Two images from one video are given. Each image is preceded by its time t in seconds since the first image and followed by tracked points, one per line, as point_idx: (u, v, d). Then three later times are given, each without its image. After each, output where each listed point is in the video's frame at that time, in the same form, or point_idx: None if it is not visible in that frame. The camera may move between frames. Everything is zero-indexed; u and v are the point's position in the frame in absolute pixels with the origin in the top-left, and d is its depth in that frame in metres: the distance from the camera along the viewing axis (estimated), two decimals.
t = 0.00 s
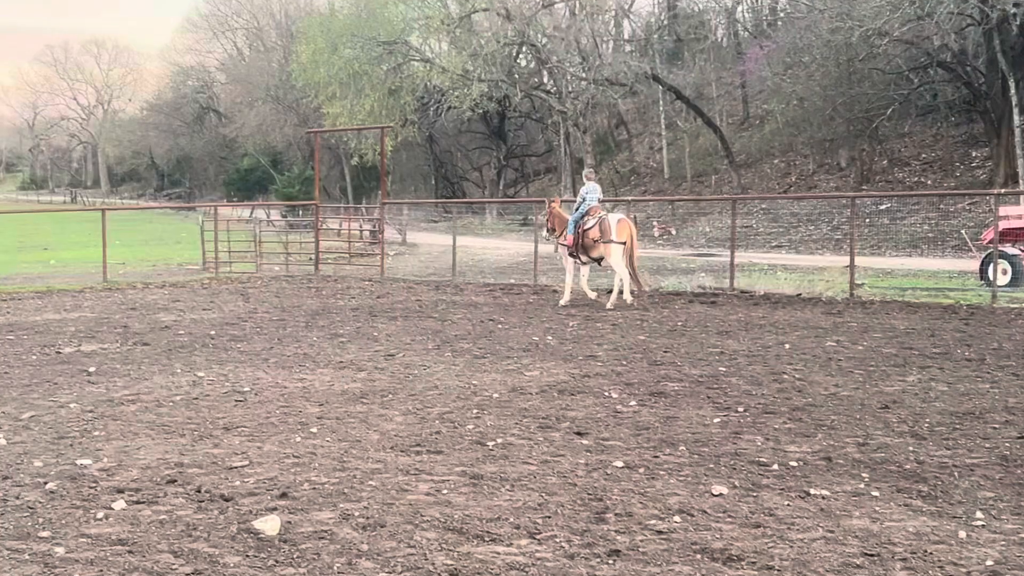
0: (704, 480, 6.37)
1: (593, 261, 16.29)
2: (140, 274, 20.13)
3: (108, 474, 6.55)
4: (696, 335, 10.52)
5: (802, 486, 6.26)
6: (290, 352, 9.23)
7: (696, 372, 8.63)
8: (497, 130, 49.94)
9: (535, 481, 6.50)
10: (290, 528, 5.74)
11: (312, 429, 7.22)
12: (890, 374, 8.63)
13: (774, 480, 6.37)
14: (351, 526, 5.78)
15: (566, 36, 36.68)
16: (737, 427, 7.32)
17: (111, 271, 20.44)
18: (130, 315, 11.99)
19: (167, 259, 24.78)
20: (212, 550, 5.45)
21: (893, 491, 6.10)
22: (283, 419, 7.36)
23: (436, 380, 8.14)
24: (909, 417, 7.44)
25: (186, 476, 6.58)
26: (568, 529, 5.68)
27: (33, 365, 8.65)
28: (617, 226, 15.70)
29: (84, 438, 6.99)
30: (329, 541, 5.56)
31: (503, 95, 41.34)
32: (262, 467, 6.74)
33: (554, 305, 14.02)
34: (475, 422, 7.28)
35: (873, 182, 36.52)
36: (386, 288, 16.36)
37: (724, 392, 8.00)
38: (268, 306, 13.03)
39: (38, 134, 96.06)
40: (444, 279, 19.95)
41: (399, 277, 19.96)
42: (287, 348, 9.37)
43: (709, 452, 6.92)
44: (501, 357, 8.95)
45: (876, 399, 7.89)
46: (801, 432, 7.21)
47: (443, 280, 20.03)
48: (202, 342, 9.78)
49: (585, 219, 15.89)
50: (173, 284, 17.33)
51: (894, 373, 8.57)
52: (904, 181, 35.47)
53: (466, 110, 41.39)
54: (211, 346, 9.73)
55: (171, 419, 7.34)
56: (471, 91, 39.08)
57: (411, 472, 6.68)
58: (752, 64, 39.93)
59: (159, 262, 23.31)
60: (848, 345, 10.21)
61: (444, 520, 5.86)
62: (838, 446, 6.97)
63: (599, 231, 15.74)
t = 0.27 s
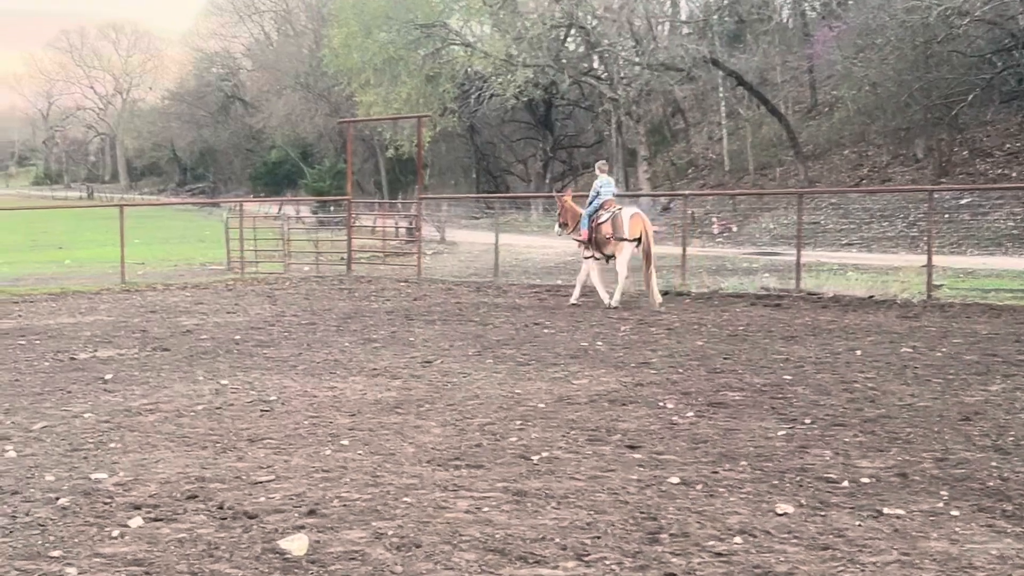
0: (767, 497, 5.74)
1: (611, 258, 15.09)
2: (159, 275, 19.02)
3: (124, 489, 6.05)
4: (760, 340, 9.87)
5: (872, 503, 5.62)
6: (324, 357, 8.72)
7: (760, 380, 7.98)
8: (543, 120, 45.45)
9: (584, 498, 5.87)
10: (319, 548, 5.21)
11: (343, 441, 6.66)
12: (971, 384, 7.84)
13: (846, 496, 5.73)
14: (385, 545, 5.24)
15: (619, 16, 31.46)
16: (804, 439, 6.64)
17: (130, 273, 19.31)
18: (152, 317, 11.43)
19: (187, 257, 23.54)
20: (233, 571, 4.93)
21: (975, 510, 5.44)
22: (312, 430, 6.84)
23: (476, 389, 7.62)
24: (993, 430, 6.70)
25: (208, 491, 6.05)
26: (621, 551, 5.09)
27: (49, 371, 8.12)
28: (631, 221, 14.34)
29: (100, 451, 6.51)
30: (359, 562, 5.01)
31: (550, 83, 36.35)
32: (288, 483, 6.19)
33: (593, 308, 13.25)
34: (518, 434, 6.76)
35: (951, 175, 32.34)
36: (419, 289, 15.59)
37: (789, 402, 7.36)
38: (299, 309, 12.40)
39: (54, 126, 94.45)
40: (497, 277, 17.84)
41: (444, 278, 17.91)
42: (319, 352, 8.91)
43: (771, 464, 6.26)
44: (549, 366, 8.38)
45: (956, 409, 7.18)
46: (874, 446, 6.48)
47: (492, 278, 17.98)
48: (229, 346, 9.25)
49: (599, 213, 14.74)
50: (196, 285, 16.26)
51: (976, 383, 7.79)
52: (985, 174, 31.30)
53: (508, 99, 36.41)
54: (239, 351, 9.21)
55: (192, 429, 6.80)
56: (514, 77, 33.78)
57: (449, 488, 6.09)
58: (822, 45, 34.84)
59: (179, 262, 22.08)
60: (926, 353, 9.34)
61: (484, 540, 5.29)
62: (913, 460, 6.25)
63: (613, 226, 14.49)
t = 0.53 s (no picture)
0: (817, 505, 5.60)
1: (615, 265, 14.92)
2: (201, 280, 18.79)
3: (166, 495, 5.99)
4: (808, 346, 9.67)
5: (927, 513, 5.46)
6: (365, 362, 8.63)
7: (808, 387, 7.83)
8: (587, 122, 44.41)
9: (629, 506, 5.75)
10: (361, 556, 5.13)
11: (385, 447, 6.58)
12: None
13: (897, 506, 5.57)
14: (428, 553, 5.15)
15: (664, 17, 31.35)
16: (853, 448, 6.50)
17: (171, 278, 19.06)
18: (192, 322, 11.37)
19: (228, 262, 23.23)
20: None
21: None
22: (353, 436, 6.76)
23: (520, 396, 7.53)
24: None
25: (249, 497, 5.98)
26: (668, 560, 4.98)
27: (89, 376, 8.06)
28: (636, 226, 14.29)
29: (141, 456, 6.45)
30: (402, 571, 4.92)
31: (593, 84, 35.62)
32: (330, 490, 6.10)
33: (626, 312, 13.09)
34: (563, 440, 6.66)
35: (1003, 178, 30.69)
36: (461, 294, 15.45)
37: (838, 409, 7.21)
38: (340, 314, 12.28)
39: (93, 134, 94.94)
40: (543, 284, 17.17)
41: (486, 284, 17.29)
42: (360, 357, 8.85)
43: (822, 473, 6.12)
44: (592, 372, 8.26)
45: (1010, 417, 7.00)
46: (926, 454, 6.31)
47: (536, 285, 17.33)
48: (269, 351, 9.18)
49: (605, 219, 14.62)
50: (236, 289, 16.00)
51: None
52: None
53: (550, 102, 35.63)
54: (280, 356, 9.15)
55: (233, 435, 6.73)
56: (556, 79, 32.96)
57: (491, 495, 5.99)
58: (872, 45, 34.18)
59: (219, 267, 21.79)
60: (979, 360, 9.10)
61: (528, 548, 5.20)
62: (966, 469, 6.11)
63: (619, 231, 14.37)
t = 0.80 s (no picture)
0: (867, 516, 5.55)
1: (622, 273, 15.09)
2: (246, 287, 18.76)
3: (215, 502, 6.03)
4: (856, 354, 9.60)
5: (980, 523, 5.39)
6: (411, 369, 8.64)
7: (856, 395, 7.78)
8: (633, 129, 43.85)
9: (676, 515, 5.72)
10: (408, 565, 5.12)
11: (432, 455, 6.59)
12: None
13: (948, 516, 5.51)
14: (476, 561, 5.14)
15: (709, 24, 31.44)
16: (903, 456, 6.45)
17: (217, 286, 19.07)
18: (238, 329, 11.43)
19: (271, 270, 23.24)
20: None
21: None
22: (400, 444, 6.77)
23: (566, 403, 7.53)
24: None
25: (298, 504, 6.00)
26: (718, 570, 4.94)
27: (137, 382, 8.12)
28: (644, 237, 14.38)
29: (189, 463, 6.49)
30: None
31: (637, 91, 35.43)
32: (378, 497, 6.11)
33: (663, 320, 13.00)
34: (610, 448, 6.64)
35: None
36: (506, 301, 15.43)
37: (887, 418, 7.15)
38: (385, 321, 12.27)
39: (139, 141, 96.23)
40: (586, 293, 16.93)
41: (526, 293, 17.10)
42: (406, 365, 8.87)
43: (872, 482, 6.06)
44: (638, 380, 8.24)
45: None
46: (977, 462, 6.25)
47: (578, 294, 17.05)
48: (316, 358, 9.23)
49: (613, 229, 14.72)
50: (281, 297, 15.97)
51: None
52: None
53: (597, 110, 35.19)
54: (326, 364, 9.19)
55: (279, 441, 6.77)
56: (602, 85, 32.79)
57: (539, 503, 5.98)
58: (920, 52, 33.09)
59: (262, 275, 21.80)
60: None
61: (575, 557, 5.17)
62: (1020, 477, 6.03)
63: (627, 242, 14.46)
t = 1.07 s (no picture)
0: (923, 526, 5.50)
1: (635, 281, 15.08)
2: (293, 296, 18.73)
3: (268, 509, 6.05)
4: (909, 363, 9.52)
5: None
6: (461, 378, 8.66)
7: (908, 405, 7.75)
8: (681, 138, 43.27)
9: (731, 524, 5.69)
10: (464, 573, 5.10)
11: (484, 463, 6.61)
12: None
13: (1006, 527, 5.44)
14: (530, 570, 5.12)
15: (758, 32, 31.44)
16: (959, 466, 6.41)
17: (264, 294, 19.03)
18: (287, 337, 11.49)
19: (316, 279, 23.23)
20: None
21: None
22: (451, 452, 6.79)
23: (617, 412, 7.54)
24: None
25: (350, 512, 6.01)
26: None
27: (190, 391, 8.19)
28: (656, 244, 14.50)
29: (242, 470, 6.53)
30: None
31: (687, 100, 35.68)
32: (430, 505, 6.12)
33: (704, 327, 12.93)
34: (662, 457, 6.64)
35: None
36: (554, 309, 15.43)
37: (941, 427, 7.11)
38: (434, 329, 12.25)
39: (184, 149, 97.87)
40: (643, 302, 16.93)
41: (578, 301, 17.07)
42: (456, 373, 8.90)
43: (926, 492, 6.02)
44: (688, 388, 8.23)
45: None
46: None
47: (636, 303, 17.17)
48: (365, 367, 9.28)
49: (626, 237, 14.68)
50: (329, 306, 15.90)
51: None
52: None
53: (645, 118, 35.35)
54: (375, 372, 9.22)
55: (331, 449, 6.80)
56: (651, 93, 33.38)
57: (591, 512, 5.98)
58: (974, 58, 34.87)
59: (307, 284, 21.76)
60: None
61: (630, 566, 5.14)
62: None
63: (640, 249, 14.53)
